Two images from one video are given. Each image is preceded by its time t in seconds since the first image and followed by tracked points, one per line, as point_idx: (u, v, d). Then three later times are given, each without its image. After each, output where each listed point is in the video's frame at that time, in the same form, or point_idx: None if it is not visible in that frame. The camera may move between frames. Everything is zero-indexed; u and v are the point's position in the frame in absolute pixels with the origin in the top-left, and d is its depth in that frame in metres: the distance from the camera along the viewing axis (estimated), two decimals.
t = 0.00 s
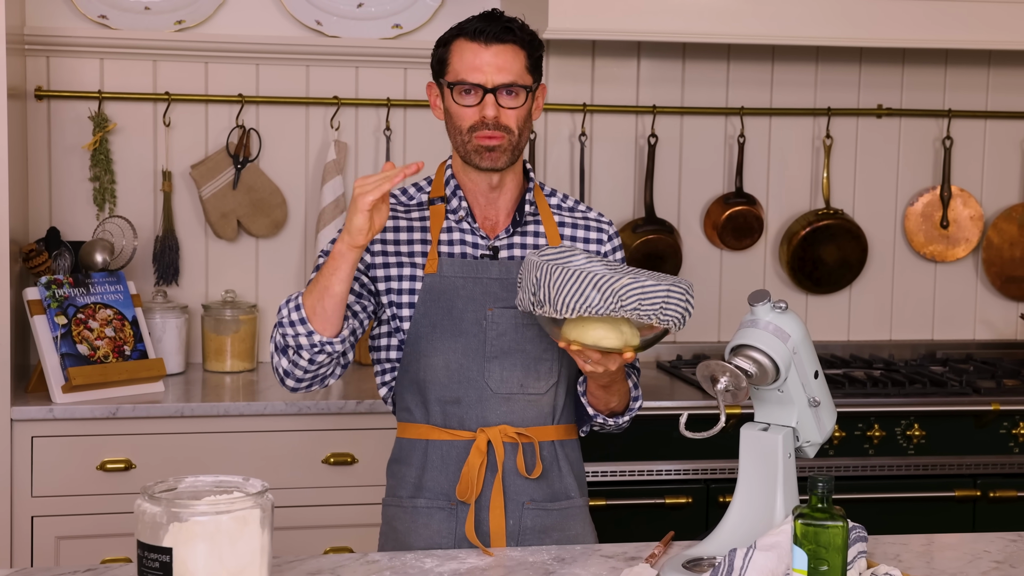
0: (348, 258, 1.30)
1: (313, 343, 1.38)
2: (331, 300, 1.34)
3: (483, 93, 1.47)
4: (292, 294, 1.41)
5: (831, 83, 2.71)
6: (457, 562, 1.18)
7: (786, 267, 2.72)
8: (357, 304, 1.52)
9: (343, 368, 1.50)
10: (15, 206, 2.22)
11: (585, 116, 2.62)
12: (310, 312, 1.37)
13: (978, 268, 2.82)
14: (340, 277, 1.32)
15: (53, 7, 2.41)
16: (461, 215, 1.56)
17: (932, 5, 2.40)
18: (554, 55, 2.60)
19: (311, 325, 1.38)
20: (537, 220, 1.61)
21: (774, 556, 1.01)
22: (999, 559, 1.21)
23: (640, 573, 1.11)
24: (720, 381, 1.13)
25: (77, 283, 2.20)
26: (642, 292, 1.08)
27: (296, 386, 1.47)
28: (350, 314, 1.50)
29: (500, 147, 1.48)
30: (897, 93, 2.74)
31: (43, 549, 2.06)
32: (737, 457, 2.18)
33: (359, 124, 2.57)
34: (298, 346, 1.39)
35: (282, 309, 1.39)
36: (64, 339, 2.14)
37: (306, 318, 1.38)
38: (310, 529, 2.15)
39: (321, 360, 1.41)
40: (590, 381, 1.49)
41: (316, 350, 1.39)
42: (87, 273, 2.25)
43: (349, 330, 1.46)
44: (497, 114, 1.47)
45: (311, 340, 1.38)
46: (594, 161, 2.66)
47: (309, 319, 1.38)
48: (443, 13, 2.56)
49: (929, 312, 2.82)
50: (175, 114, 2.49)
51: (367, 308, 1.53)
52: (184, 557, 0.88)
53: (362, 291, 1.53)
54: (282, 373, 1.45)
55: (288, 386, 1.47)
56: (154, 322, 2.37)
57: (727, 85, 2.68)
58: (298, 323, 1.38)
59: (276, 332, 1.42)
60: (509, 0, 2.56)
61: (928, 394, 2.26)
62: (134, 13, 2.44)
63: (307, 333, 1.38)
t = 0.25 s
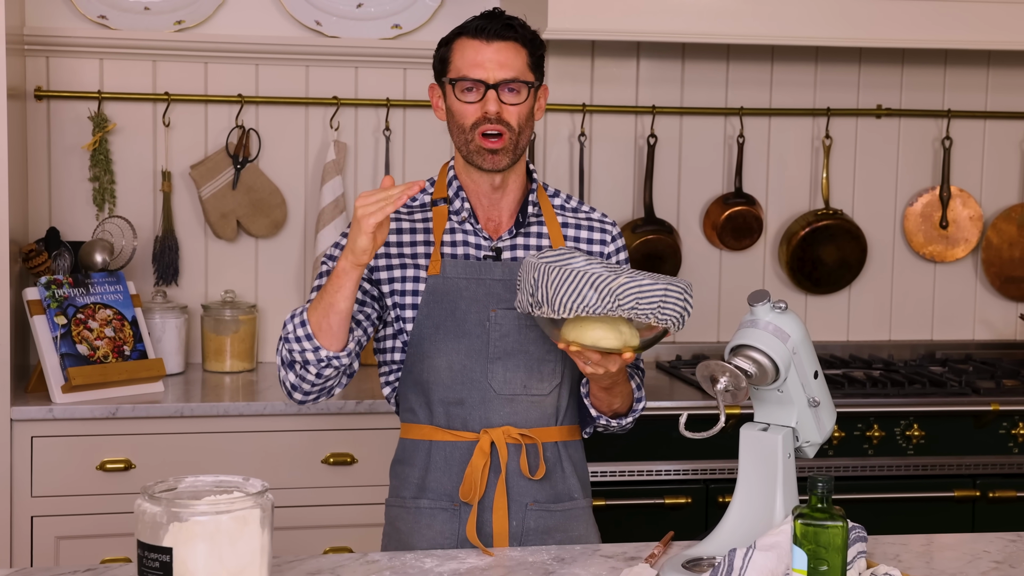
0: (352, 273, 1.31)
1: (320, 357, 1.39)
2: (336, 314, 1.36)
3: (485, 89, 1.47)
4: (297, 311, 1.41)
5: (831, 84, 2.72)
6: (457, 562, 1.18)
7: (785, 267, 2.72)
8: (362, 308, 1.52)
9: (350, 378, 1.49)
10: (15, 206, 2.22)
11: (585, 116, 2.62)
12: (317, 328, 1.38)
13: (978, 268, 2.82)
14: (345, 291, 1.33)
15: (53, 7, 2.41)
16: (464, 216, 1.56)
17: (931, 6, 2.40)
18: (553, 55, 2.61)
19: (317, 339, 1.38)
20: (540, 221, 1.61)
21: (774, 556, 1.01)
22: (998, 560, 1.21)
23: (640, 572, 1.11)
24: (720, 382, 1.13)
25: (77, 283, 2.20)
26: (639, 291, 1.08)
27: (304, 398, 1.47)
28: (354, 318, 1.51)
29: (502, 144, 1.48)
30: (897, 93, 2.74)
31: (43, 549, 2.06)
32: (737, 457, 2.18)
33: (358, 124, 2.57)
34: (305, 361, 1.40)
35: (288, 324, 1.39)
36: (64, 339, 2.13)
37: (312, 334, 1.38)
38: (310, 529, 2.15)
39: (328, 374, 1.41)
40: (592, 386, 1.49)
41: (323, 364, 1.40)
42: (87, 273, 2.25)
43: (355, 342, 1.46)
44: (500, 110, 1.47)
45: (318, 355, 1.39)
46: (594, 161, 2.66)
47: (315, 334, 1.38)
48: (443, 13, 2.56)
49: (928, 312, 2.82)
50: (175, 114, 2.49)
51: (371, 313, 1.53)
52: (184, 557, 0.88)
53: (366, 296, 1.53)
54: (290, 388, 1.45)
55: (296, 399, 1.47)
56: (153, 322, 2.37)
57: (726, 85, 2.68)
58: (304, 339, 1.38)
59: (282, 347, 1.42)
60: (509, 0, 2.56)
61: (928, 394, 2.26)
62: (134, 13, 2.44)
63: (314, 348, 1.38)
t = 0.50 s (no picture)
0: (353, 274, 1.32)
1: (321, 357, 1.39)
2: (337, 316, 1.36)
3: (488, 89, 1.47)
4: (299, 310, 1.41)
5: (830, 84, 2.72)
6: (457, 562, 1.18)
7: (785, 267, 2.72)
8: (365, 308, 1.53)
9: (352, 377, 1.49)
10: (14, 207, 2.22)
11: (584, 116, 2.62)
12: (318, 329, 1.38)
13: (977, 268, 2.82)
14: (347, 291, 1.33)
15: (52, 8, 2.41)
16: (466, 217, 1.56)
17: (931, 6, 2.40)
18: (553, 55, 2.61)
19: (319, 340, 1.38)
20: (543, 221, 1.61)
21: (774, 556, 1.02)
22: (997, 560, 1.21)
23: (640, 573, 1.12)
24: (719, 382, 1.13)
25: (77, 284, 2.20)
26: (640, 294, 1.09)
27: (306, 399, 1.47)
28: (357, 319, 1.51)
29: (505, 143, 1.48)
30: (896, 93, 2.74)
31: (42, 549, 2.06)
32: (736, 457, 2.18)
33: (358, 124, 2.57)
34: (307, 362, 1.40)
35: (289, 324, 1.39)
36: (63, 340, 2.13)
37: (313, 334, 1.38)
38: (309, 529, 2.15)
39: (330, 374, 1.41)
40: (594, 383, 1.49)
41: (325, 365, 1.40)
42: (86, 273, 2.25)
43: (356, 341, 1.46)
44: (502, 110, 1.47)
45: (319, 355, 1.39)
46: (593, 161, 2.66)
47: (316, 334, 1.38)
48: (443, 13, 2.56)
49: (928, 312, 2.82)
50: (174, 114, 2.49)
51: (373, 314, 1.53)
52: (184, 557, 0.88)
53: (368, 297, 1.53)
54: (292, 388, 1.45)
55: (297, 399, 1.47)
56: (153, 322, 2.37)
57: (726, 85, 2.68)
58: (306, 339, 1.38)
59: (284, 347, 1.42)
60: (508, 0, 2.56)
61: (927, 394, 2.27)
62: (133, 13, 2.44)
63: (316, 349, 1.38)
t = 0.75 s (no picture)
0: (360, 290, 1.30)
1: (324, 367, 1.39)
2: (342, 327, 1.35)
3: (489, 91, 1.47)
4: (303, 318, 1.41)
5: (829, 84, 2.72)
6: (456, 563, 1.18)
7: (784, 268, 2.72)
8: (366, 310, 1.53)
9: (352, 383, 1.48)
10: (13, 207, 2.22)
11: (583, 117, 2.62)
12: (323, 339, 1.38)
13: (976, 269, 2.82)
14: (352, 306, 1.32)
15: (51, 8, 2.41)
16: (467, 218, 1.56)
17: (930, 7, 2.41)
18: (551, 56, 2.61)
19: (322, 350, 1.39)
20: (544, 222, 1.61)
21: (772, 557, 1.02)
22: (996, 560, 1.22)
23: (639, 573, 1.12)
24: (718, 382, 1.13)
25: (76, 284, 2.20)
26: (640, 299, 1.08)
27: (306, 403, 1.47)
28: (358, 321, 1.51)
29: (505, 145, 1.48)
30: (895, 94, 2.74)
31: (41, 550, 2.05)
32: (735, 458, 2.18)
33: (357, 125, 2.57)
34: (309, 370, 1.40)
35: (293, 333, 1.40)
36: (62, 340, 2.13)
37: (317, 344, 1.38)
38: (308, 529, 2.15)
39: (331, 382, 1.42)
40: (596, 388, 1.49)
41: (327, 373, 1.40)
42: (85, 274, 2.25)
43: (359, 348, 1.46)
44: (503, 112, 1.47)
45: (322, 364, 1.39)
46: (592, 162, 2.67)
47: (320, 344, 1.38)
48: (442, 13, 2.56)
49: (926, 313, 2.82)
50: (173, 115, 2.49)
51: (375, 316, 1.53)
52: (183, 557, 0.88)
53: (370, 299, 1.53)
54: (292, 393, 1.45)
55: (296, 403, 1.47)
56: (152, 323, 2.37)
57: (725, 86, 2.68)
58: (310, 348, 1.39)
59: (286, 353, 1.42)
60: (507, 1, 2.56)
61: (926, 395, 2.27)
62: (132, 14, 2.43)
63: (319, 358, 1.39)
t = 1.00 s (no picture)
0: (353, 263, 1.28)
1: (313, 339, 1.36)
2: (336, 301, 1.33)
3: (482, 90, 1.47)
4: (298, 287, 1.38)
5: (828, 85, 2.72)
6: (456, 564, 1.18)
7: (783, 269, 2.72)
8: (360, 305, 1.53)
9: (338, 366, 1.48)
10: (13, 207, 2.22)
11: (582, 118, 2.62)
12: (314, 309, 1.35)
13: (975, 270, 2.82)
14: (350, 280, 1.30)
15: (50, 9, 2.41)
16: (465, 217, 1.56)
17: (930, 8, 2.41)
18: (551, 57, 2.61)
19: (312, 320, 1.36)
20: (542, 222, 1.61)
21: (772, 558, 1.02)
22: (996, 561, 1.22)
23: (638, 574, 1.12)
24: (718, 384, 1.13)
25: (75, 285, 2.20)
26: (637, 300, 1.09)
27: (290, 381, 1.44)
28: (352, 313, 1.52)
29: (498, 144, 1.48)
30: (894, 95, 2.74)
31: (40, 551, 2.05)
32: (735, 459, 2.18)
33: (356, 126, 2.57)
34: (297, 341, 1.37)
35: (285, 301, 1.37)
36: (61, 341, 2.13)
37: (309, 314, 1.36)
38: (308, 530, 2.15)
39: (318, 357, 1.39)
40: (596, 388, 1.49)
41: (315, 347, 1.37)
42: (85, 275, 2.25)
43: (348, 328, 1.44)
44: (497, 110, 1.47)
45: (311, 336, 1.36)
46: (592, 163, 2.67)
47: (310, 314, 1.36)
48: (442, 14, 2.57)
49: (926, 314, 2.82)
50: (173, 115, 2.49)
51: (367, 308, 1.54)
52: (183, 558, 0.88)
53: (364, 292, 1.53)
54: (278, 368, 1.43)
55: (281, 380, 1.45)
56: (151, 323, 2.37)
57: (724, 87, 2.68)
58: (299, 318, 1.36)
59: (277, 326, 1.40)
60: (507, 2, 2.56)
61: (925, 396, 2.27)
62: (132, 15, 2.43)
63: (308, 329, 1.36)
